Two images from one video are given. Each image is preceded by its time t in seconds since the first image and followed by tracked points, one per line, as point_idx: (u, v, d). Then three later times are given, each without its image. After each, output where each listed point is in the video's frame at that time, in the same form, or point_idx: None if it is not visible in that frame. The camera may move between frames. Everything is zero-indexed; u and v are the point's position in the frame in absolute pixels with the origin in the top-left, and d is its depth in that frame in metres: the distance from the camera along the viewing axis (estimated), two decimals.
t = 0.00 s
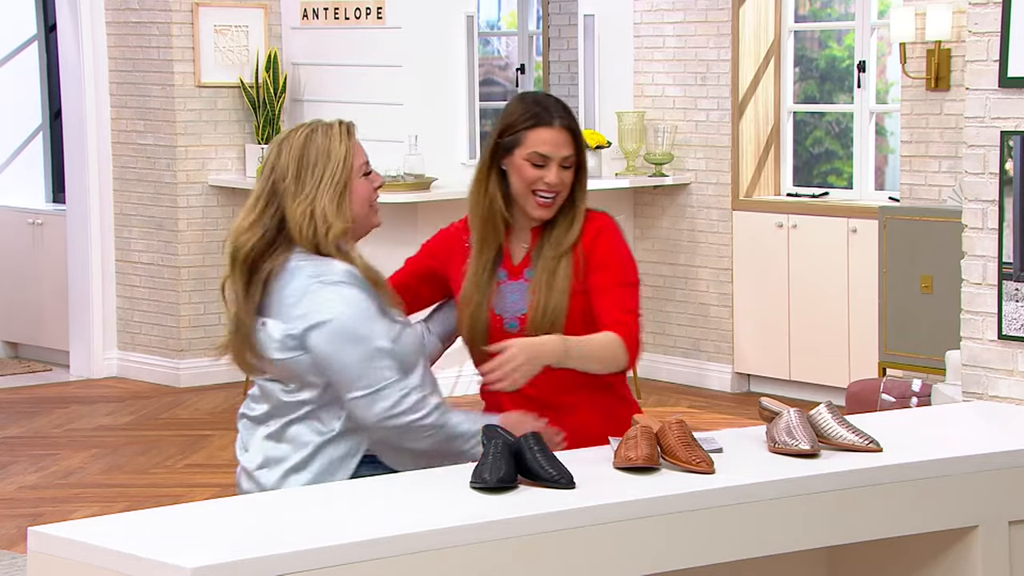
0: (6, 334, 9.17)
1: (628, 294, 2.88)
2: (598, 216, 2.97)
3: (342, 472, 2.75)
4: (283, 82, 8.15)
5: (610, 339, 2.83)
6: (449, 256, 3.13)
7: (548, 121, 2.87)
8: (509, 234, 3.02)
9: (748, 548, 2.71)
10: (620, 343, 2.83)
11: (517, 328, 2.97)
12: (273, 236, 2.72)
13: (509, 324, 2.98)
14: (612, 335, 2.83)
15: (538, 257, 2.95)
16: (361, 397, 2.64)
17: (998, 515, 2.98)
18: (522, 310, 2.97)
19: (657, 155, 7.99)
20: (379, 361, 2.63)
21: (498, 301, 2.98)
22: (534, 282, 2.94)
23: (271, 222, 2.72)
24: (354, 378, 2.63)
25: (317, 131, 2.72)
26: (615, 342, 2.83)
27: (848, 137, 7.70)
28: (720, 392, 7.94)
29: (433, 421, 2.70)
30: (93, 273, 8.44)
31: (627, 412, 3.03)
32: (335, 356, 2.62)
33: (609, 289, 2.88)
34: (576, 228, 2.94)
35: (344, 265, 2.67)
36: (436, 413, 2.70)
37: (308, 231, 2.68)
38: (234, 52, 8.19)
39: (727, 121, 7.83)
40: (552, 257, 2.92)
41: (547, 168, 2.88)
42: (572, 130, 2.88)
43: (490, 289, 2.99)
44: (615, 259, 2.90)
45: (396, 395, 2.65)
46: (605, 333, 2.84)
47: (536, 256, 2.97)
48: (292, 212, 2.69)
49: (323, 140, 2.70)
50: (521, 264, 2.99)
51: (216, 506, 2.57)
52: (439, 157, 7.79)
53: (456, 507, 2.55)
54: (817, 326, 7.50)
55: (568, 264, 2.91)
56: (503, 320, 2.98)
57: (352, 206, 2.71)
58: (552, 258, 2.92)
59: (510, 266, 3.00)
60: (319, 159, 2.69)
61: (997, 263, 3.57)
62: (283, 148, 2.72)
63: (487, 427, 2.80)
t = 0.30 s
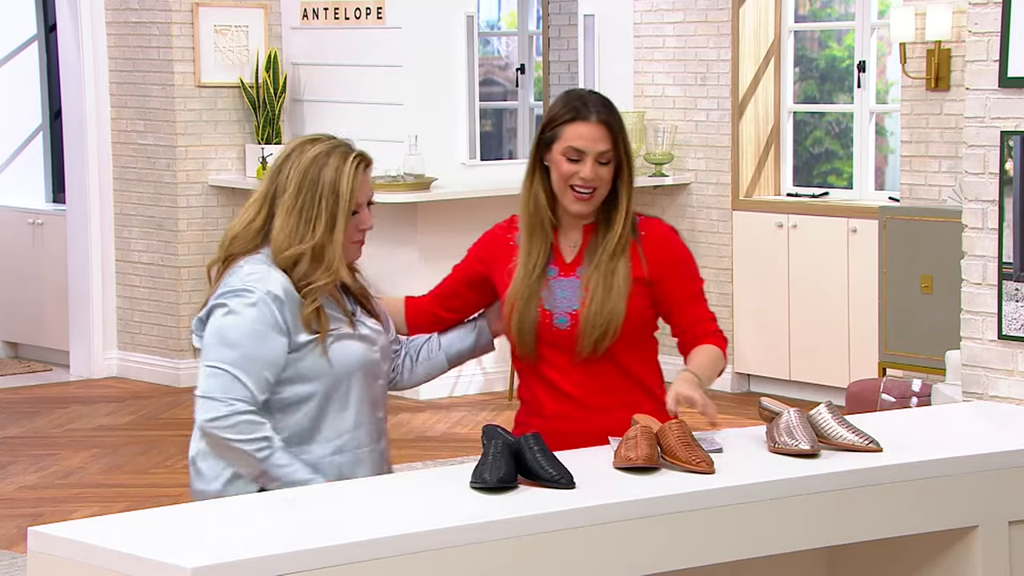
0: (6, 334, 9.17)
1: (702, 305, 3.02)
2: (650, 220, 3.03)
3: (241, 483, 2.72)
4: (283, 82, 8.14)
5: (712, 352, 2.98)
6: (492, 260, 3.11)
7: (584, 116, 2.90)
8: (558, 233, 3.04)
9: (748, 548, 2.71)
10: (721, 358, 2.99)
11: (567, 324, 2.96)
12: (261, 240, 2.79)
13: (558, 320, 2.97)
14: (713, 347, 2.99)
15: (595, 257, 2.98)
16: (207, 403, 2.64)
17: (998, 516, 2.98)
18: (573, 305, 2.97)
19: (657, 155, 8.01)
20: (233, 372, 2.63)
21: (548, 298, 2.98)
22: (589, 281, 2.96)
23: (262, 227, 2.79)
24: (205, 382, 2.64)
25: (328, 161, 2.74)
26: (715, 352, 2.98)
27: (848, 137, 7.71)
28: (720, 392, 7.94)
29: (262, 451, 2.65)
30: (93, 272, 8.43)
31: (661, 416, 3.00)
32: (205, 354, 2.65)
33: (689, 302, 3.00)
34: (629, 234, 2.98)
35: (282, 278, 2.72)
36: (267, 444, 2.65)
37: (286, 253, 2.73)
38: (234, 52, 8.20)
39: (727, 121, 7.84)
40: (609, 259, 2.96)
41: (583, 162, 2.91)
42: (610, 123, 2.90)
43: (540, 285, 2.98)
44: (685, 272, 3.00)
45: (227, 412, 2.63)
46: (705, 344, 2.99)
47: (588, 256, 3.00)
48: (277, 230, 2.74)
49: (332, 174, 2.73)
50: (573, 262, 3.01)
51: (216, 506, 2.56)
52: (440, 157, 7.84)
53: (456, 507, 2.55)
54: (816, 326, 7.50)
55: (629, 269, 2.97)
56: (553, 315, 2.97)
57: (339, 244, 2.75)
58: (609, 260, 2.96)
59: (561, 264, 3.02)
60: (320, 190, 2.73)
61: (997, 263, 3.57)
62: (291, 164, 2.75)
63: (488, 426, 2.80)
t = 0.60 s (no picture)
0: (6, 333, 9.17)
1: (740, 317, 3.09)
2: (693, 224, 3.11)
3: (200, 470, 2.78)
4: (283, 82, 8.15)
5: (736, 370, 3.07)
6: (541, 259, 3.20)
7: (596, 102, 3.01)
8: (600, 233, 3.13)
9: (748, 548, 2.71)
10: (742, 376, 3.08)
11: (606, 323, 3.04)
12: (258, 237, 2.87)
13: (597, 318, 3.05)
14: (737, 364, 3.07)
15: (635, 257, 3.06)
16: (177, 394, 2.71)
17: (998, 516, 2.98)
18: (611, 303, 3.05)
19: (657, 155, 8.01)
20: (206, 366, 2.71)
21: (587, 295, 3.07)
22: (630, 280, 3.04)
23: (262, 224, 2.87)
24: (178, 375, 2.72)
25: (324, 168, 2.80)
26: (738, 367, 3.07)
27: (848, 137, 7.72)
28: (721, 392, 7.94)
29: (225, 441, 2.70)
30: (93, 272, 8.43)
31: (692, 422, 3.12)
32: (180, 348, 2.72)
33: (725, 314, 3.08)
34: (671, 235, 3.06)
35: (267, 280, 2.78)
36: (231, 435, 2.70)
37: (275, 249, 2.80)
38: (234, 52, 8.18)
39: (727, 121, 7.86)
40: (649, 258, 3.03)
41: (596, 147, 3.02)
42: (620, 107, 3.00)
43: (580, 280, 3.08)
44: (724, 281, 3.08)
45: (193, 403, 2.69)
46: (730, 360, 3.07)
47: (629, 254, 3.08)
48: (270, 227, 2.83)
49: (325, 178, 2.79)
50: (614, 260, 3.10)
51: (216, 506, 2.56)
52: (440, 157, 7.84)
53: (456, 507, 2.55)
54: (816, 326, 7.50)
55: (670, 269, 3.04)
56: (591, 312, 3.06)
57: (323, 242, 2.78)
58: (649, 258, 3.03)
59: (602, 261, 3.10)
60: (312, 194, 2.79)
61: (997, 263, 3.57)
62: (292, 163, 2.85)
63: (488, 426, 2.80)
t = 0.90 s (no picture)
0: (6, 333, 9.17)
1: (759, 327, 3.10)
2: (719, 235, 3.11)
3: (206, 477, 2.85)
4: (283, 82, 8.15)
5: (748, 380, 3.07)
6: (567, 265, 3.18)
7: (622, 107, 3.01)
8: (625, 238, 3.13)
9: (748, 548, 2.71)
10: (752, 388, 3.08)
11: (631, 331, 3.06)
12: (257, 236, 2.86)
13: (622, 327, 3.07)
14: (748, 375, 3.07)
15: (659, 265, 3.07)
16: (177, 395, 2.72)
17: (997, 515, 2.98)
18: (635, 311, 3.06)
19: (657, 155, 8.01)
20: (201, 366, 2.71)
21: (611, 304, 3.08)
22: (653, 289, 3.05)
23: (258, 223, 2.86)
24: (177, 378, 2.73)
25: (326, 157, 2.80)
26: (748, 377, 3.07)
27: (848, 138, 7.72)
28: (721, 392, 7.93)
29: (224, 428, 2.69)
30: (93, 272, 8.43)
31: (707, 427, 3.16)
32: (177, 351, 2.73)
33: (747, 324, 3.08)
34: (695, 243, 3.06)
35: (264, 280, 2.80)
36: (230, 419, 2.69)
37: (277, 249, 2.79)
38: (235, 52, 8.19)
39: (727, 121, 7.87)
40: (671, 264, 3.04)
41: (620, 151, 3.02)
42: (645, 113, 3.00)
43: (604, 286, 3.08)
44: (749, 292, 3.08)
45: (191, 402, 2.70)
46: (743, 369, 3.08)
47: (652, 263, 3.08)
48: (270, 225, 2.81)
49: (324, 173, 2.78)
50: (637, 268, 3.10)
51: (216, 506, 2.56)
52: (440, 157, 7.84)
53: (457, 507, 2.55)
54: (816, 326, 7.50)
55: (692, 277, 3.05)
56: (615, 321, 3.07)
57: (326, 240, 2.77)
58: (672, 265, 3.04)
59: (625, 269, 3.11)
60: (315, 189, 2.78)
61: (997, 263, 3.57)
62: (289, 159, 2.82)
63: (489, 425, 2.80)
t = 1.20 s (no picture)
0: (6, 333, 9.17)
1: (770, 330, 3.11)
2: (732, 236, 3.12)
3: (214, 488, 2.87)
4: (283, 82, 8.15)
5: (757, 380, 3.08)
6: (579, 266, 3.19)
7: (634, 105, 3.04)
8: (640, 238, 3.13)
9: (748, 548, 2.71)
10: (762, 389, 3.09)
11: (645, 332, 3.07)
12: (262, 236, 2.82)
13: (637, 328, 3.07)
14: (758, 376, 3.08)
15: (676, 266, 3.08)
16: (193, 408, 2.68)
17: (997, 516, 2.98)
18: (651, 310, 3.07)
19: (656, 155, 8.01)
20: (208, 374, 2.68)
21: (627, 304, 3.08)
22: (671, 290, 3.06)
23: (262, 220, 2.81)
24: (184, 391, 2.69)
25: (338, 146, 2.76)
26: (756, 376, 3.07)
27: (848, 137, 7.72)
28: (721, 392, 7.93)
29: (248, 440, 2.65)
30: (93, 272, 8.43)
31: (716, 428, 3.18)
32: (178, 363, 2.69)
33: (757, 327, 3.10)
34: (711, 244, 3.08)
35: (258, 279, 2.77)
36: (252, 430, 2.65)
37: (302, 242, 2.75)
38: (235, 52, 8.19)
39: (726, 121, 7.89)
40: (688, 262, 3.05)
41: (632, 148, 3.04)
42: (658, 109, 3.02)
43: (621, 286, 3.09)
44: (760, 297, 3.10)
45: (211, 412, 2.66)
46: (750, 369, 3.09)
47: (668, 265, 3.09)
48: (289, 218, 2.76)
49: (341, 160, 2.75)
50: (653, 270, 3.11)
51: (215, 506, 2.56)
52: (440, 157, 7.84)
53: (457, 507, 2.55)
54: (816, 326, 7.50)
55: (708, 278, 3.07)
56: (630, 322, 3.08)
57: (354, 231, 2.75)
58: (688, 262, 3.06)
59: (641, 270, 3.11)
60: (330, 174, 2.74)
61: (997, 263, 3.57)
62: (296, 153, 2.77)
63: (488, 425, 2.80)
